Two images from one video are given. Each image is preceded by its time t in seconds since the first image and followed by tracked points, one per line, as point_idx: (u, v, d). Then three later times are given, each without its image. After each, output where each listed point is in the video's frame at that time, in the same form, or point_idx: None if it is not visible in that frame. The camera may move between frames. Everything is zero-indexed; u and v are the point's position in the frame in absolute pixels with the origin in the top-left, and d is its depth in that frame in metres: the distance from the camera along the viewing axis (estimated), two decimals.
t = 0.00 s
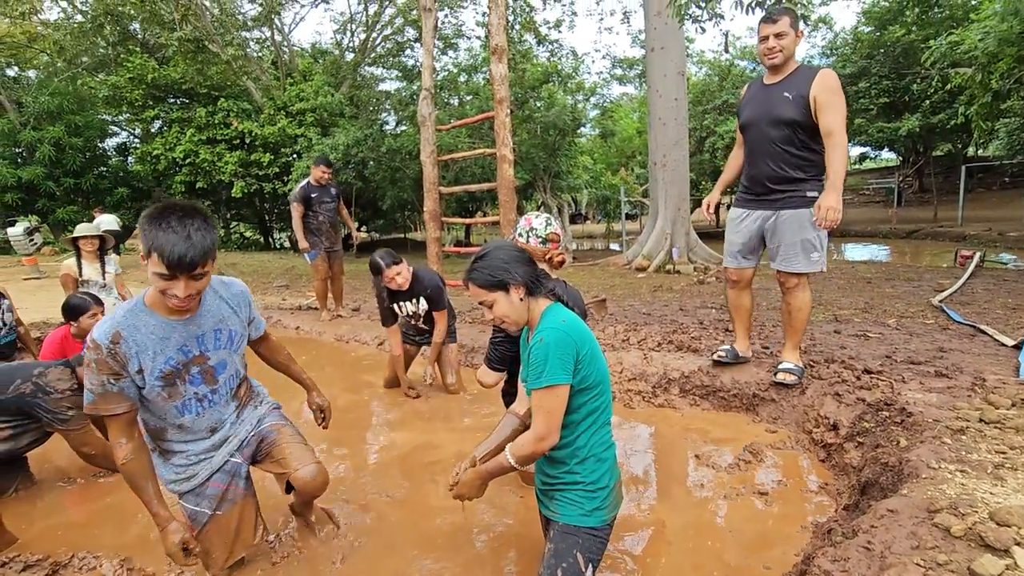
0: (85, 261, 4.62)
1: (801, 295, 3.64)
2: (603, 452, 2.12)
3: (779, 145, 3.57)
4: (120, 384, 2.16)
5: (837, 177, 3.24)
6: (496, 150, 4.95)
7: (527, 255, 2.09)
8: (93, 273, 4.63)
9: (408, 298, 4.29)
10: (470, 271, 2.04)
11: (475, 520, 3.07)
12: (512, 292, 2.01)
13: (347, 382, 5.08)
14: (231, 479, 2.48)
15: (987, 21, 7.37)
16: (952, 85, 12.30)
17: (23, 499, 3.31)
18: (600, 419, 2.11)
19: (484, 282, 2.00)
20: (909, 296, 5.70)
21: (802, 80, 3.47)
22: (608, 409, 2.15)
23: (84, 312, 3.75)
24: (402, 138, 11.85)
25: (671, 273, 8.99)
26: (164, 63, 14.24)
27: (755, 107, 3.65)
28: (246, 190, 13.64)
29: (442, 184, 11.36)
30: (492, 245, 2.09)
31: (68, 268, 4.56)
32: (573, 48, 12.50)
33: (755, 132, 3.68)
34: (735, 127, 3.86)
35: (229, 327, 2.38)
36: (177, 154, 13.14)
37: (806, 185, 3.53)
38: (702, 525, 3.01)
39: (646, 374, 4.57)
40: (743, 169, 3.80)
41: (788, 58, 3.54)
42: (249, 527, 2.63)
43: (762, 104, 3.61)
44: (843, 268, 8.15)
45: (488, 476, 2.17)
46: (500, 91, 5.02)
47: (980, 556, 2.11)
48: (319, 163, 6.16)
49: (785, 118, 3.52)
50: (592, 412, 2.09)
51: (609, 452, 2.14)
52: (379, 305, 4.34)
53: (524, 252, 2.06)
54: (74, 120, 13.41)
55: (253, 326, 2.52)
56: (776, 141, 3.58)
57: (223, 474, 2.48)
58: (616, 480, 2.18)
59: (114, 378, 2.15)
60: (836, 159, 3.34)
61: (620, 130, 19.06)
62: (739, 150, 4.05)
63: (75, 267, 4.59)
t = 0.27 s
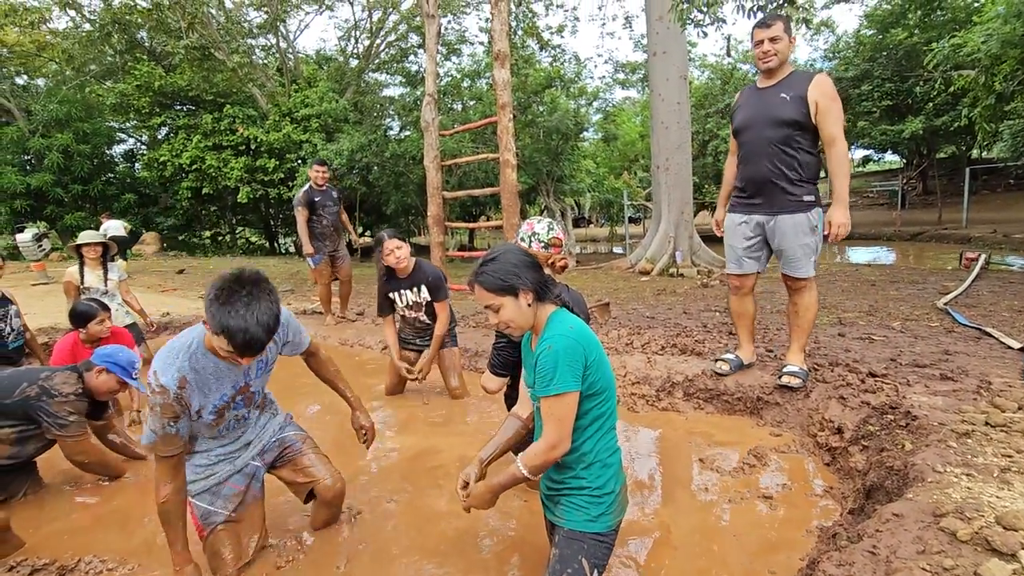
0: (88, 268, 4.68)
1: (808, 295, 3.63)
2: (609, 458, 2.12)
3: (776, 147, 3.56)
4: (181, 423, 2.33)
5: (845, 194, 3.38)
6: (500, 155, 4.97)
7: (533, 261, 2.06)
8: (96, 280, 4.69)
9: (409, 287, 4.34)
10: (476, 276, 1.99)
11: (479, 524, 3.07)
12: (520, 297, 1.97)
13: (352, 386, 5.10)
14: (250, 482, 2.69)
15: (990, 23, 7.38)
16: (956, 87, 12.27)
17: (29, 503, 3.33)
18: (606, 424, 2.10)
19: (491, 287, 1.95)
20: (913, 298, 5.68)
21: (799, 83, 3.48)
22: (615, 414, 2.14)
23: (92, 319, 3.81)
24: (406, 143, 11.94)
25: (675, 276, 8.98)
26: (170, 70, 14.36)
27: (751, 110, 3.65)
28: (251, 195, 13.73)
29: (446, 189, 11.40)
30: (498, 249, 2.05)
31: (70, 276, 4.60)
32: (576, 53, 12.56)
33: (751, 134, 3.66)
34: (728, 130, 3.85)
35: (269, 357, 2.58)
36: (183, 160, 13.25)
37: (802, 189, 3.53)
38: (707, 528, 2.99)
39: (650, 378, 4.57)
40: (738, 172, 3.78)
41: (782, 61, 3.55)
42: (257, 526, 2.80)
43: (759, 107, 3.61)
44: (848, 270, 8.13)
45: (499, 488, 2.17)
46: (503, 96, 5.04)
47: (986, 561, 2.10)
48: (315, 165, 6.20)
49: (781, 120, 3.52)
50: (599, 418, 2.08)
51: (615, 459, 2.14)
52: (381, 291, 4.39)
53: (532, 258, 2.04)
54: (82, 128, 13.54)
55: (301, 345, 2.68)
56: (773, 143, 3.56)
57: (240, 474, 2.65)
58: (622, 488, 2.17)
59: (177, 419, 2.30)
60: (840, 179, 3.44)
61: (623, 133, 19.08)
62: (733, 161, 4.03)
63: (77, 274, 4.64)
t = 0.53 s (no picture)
0: (89, 273, 4.70)
1: (806, 299, 3.62)
2: (618, 463, 2.05)
3: (774, 149, 3.55)
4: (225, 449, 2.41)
5: (849, 202, 3.42)
6: (502, 158, 4.98)
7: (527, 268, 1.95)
8: (97, 285, 4.70)
9: (412, 277, 4.38)
10: (472, 289, 1.86)
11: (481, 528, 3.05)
12: (522, 309, 1.86)
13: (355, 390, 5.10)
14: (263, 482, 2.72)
15: (992, 26, 7.37)
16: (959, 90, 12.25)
17: (33, 506, 3.33)
18: (612, 429, 2.03)
19: (492, 299, 1.82)
20: (918, 301, 5.65)
21: (795, 85, 3.48)
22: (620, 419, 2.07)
23: (95, 324, 3.81)
24: (409, 147, 12.03)
25: (677, 280, 8.97)
26: (175, 76, 14.46)
27: (748, 112, 3.64)
28: (255, 200, 13.79)
29: (448, 193, 11.44)
30: (491, 260, 1.93)
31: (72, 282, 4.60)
32: (578, 57, 12.62)
33: (747, 135, 3.64)
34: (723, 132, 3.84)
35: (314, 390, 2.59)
36: (188, 165, 13.32)
37: (800, 190, 3.53)
38: (711, 531, 2.97)
39: (653, 381, 4.55)
40: (734, 173, 3.76)
41: (773, 65, 3.55)
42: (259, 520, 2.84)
43: (755, 109, 3.60)
44: (852, 273, 8.10)
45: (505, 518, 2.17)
46: (506, 100, 5.06)
47: (994, 566, 2.07)
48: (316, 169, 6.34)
49: (779, 121, 3.51)
50: (606, 424, 2.00)
51: (622, 463, 2.07)
52: (383, 280, 4.45)
53: (528, 266, 1.94)
54: (88, 133, 13.64)
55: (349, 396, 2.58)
56: (770, 144, 3.55)
57: (255, 474, 2.68)
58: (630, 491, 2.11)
59: (222, 446, 2.38)
60: (842, 186, 3.50)
61: (625, 137, 19.09)
62: (726, 165, 4.02)
63: (78, 280, 4.64)
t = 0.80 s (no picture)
0: (93, 277, 4.73)
1: (808, 301, 3.62)
2: (625, 463, 2.01)
3: (773, 152, 3.55)
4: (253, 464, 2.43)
5: (843, 201, 3.40)
6: (504, 162, 4.99)
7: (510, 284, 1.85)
8: (101, 289, 4.73)
9: (415, 275, 4.39)
10: (460, 315, 1.76)
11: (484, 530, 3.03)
12: (514, 329, 1.77)
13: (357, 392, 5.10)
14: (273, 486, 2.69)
15: (995, 29, 7.39)
16: (961, 93, 12.26)
17: (36, 509, 3.33)
18: (616, 431, 1.99)
19: (484, 324, 1.72)
20: (921, 303, 5.65)
21: (793, 88, 3.50)
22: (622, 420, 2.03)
23: (99, 326, 3.82)
24: (412, 151, 12.11)
25: (680, 282, 8.97)
26: (179, 80, 14.52)
27: (745, 116, 3.65)
28: (259, 203, 13.85)
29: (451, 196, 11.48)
30: (474, 281, 1.83)
31: (76, 286, 4.62)
32: (580, 61, 12.66)
33: (747, 139, 3.65)
34: (722, 136, 3.85)
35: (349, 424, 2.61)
36: (192, 168, 13.38)
37: (800, 193, 3.53)
38: (714, 534, 2.96)
39: (655, 384, 4.55)
40: (734, 177, 3.76)
41: (773, 70, 3.56)
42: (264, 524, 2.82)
43: (753, 113, 3.61)
44: (854, 276, 8.09)
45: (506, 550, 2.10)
46: (508, 103, 5.08)
47: (997, 569, 2.07)
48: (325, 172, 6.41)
49: (778, 124, 3.52)
50: (611, 426, 1.96)
51: (628, 462, 2.04)
52: (386, 276, 4.48)
53: (510, 282, 1.85)
54: (92, 137, 13.72)
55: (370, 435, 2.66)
56: (770, 148, 3.56)
57: (267, 476, 2.63)
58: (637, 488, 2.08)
59: (251, 461, 2.40)
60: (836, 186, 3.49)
61: (627, 140, 19.11)
62: (723, 169, 4.04)
63: (81, 283, 4.67)
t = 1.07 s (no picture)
0: (96, 278, 4.75)
1: (811, 303, 3.62)
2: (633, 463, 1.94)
3: (774, 155, 3.55)
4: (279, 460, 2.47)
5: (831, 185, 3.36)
6: (506, 164, 5.00)
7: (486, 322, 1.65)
8: (105, 291, 4.76)
9: (417, 276, 4.39)
10: (444, 366, 1.55)
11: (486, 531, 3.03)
12: (505, 372, 1.60)
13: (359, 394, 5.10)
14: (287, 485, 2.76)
15: (998, 29, 7.38)
16: (964, 94, 12.24)
17: (38, 510, 3.34)
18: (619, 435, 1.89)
19: (475, 372, 1.53)
20: (924, 305, 5.63)
21: (795, 91, 3.49)
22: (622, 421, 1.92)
23: (104, 324, 3.84)
24: (414, 153, 12.16)
25: (682, 284, 8.95)
26: (182, 83, 14.56)
27: (747, 119, 3.65)
28: (261, 206, 13.89)
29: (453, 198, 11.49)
30: (449, 324, 1.62)
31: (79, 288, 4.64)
32: (582, 63, 12.67)
33: (749, 142, 3.64)
34: (724, 140, 3.85)
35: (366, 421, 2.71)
36: (195, 171, 13.43)
37: (802, 196, 3.53)
38: (716, 536, 2.95)
39: (657, 386, 4.54)
40: (736, 181, 3.76)
41: (774, 73, 3.56)
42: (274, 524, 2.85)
43: (755, 116, 3.61)
44: (857, 277, 8.07)
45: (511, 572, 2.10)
46: (510, 105, 5.08)
47: (1000, 571, 2.06)
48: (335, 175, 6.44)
49: (779, 126, 3.52)
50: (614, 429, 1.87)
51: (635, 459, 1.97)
52: (388, 278, 4.48)
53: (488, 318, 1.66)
54: (96, 140, 13.78)
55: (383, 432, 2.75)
56: (771, 151, 3.56)
57: (283, 475, 2.73)
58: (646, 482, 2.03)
59: (277, 456, 2.44)
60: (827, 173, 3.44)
61: (629, 142, 19.11)
62: (725, 171, 4.03)
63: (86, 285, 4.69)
